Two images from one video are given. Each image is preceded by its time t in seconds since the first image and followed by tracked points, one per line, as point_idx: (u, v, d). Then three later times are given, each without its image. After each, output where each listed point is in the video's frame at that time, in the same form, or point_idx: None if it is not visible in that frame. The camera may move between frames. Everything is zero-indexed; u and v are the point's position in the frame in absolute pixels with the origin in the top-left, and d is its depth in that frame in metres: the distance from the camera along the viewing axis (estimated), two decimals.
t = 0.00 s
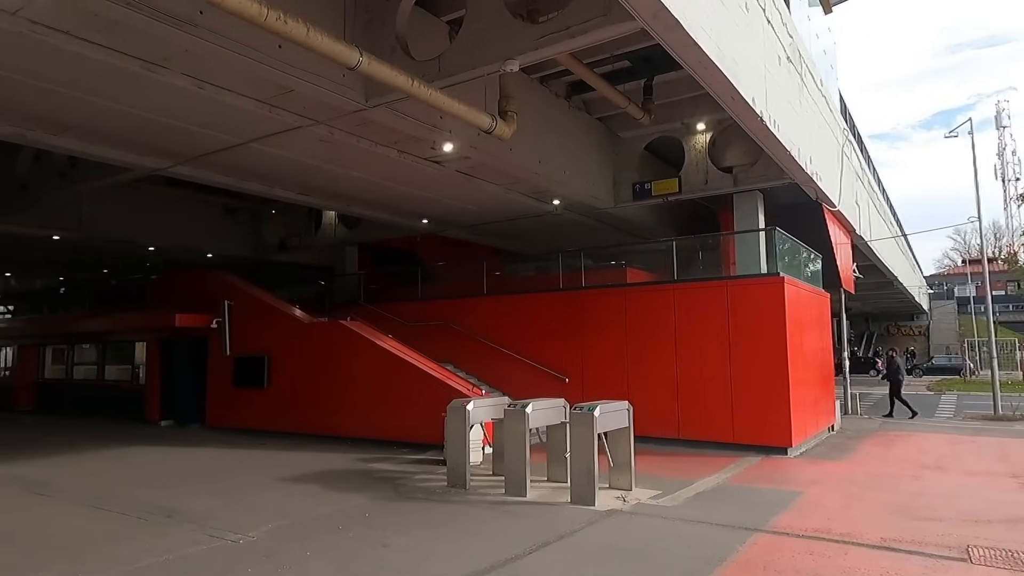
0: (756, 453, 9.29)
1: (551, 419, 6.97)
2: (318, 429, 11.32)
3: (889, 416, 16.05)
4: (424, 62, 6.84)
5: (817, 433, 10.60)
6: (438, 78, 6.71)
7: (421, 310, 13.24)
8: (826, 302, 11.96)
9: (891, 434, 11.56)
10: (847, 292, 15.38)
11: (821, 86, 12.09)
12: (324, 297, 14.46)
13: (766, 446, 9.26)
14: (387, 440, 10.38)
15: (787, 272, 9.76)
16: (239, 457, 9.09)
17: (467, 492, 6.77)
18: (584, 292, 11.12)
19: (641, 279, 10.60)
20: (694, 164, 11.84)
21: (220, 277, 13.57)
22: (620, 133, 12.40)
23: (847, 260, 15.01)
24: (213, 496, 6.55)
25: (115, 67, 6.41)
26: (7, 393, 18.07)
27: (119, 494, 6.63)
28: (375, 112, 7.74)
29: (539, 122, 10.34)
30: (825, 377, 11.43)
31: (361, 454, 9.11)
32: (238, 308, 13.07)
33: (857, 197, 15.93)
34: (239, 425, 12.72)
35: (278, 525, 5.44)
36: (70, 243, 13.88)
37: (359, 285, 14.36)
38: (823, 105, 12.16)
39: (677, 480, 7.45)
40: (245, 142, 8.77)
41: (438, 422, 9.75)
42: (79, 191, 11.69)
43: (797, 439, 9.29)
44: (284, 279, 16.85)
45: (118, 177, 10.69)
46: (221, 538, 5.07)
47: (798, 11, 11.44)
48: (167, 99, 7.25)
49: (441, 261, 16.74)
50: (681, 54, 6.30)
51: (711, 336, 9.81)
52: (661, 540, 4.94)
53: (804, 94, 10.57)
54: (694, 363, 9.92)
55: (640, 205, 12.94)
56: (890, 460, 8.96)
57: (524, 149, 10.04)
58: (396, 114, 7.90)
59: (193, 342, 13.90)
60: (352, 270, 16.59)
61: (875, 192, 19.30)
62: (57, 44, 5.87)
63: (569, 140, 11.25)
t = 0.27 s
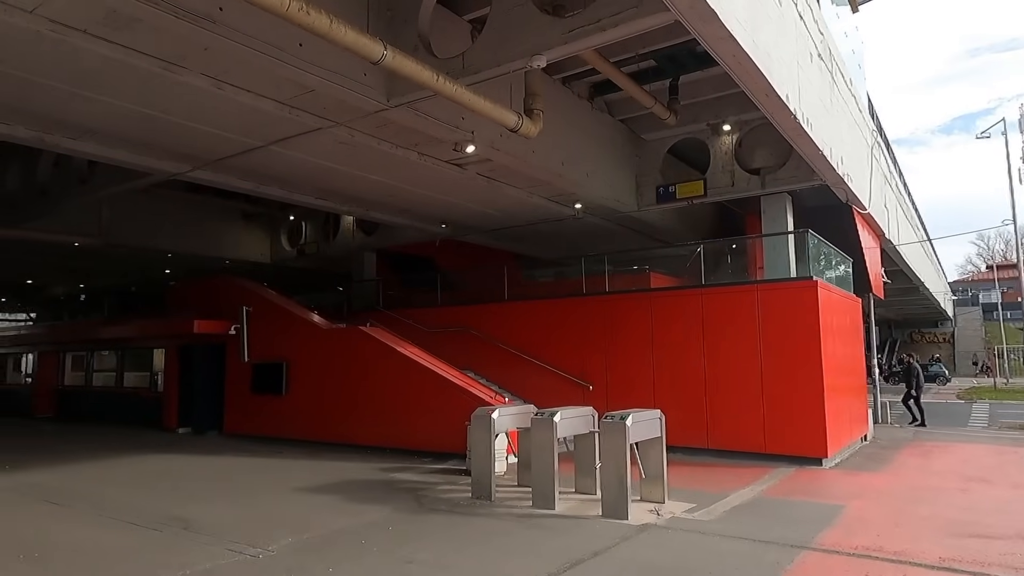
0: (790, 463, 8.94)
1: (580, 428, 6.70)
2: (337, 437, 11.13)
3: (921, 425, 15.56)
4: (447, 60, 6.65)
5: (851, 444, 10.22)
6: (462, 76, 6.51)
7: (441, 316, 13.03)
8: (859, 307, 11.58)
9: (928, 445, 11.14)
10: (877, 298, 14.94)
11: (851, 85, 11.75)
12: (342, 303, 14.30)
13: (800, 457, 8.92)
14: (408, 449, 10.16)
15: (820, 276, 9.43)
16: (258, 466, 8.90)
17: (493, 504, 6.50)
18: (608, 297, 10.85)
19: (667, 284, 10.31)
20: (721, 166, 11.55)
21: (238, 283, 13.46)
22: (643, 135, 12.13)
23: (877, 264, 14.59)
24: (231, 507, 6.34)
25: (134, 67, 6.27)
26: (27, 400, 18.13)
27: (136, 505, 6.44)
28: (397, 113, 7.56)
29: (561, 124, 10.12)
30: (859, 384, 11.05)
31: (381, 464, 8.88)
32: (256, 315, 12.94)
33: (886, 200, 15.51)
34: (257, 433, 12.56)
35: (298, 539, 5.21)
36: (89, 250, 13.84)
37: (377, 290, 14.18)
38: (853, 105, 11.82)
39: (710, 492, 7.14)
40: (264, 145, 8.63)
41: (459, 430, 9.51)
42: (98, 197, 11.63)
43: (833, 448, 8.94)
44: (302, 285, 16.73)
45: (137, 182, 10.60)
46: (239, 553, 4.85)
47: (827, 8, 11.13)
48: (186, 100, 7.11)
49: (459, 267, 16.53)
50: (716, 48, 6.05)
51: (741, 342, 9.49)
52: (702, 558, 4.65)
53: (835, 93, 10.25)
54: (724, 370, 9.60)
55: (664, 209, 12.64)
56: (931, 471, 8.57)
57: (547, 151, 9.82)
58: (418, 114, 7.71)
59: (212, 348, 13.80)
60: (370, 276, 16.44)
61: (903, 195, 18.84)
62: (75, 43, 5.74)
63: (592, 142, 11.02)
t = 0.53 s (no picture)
0: (831, 475, 8.57)
1: (615, 439, 6.43)
2: (361, 445, 10.98)
3: (961, 434, 15.01)
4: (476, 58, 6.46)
5: (892, 454, 9.83)
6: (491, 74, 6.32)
7: (465, 322, 12.82)
8: (898, 312, 11.16)
9: (973, 455, 10.67)
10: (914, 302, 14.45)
11: (888, 82, 11.34)
12: (365, 308, 14.16)
13: (842, 468, 8.57)
14: (434, 458, 9.97)
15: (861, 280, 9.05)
16: (282, 475, 8.75)
17: (525, 518, 6.25)
18: (637, 303, 10.57)
19: (698, 288, 10.00)
20: (753, 167, 11.21)
21: (261, 289, 13.39)
22: (671, 135, 11.83)
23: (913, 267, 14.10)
24: (256, 520, 6.16)
25: (157, 69, 6.16)
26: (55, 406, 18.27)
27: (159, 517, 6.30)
28: (423, 114, 7.38)
29: (588, 125, 9.87)
30: (900, 392, 10.63)
31: (407, 474, 8.68)
32: (279, 321, 12.85)
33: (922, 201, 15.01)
34: (281, 440, 12.46)
35: (326, 556, 5.00)
36: (115, 256, 13.87)
37: (400, 296, 14.02)
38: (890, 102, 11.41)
39: (751, 506, 6.82)
40: (288, 148, 8.50)
41: (486, 439, 9.29)
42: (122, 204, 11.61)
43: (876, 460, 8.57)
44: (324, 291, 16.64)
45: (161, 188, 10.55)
46: (264, 571, 4.66)
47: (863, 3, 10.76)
48: (210, 103, 7.00)
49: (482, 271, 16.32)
50: (758, 41, 5.77)
51: (777, 349, 9.15)
52: None
53: (873, 90, 9.87)
54: (759, 378, 9.26)
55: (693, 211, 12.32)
56: (982, 485, 8.16)
57: (575, 152, 9.58)
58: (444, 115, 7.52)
59: (235, 354, 13.74)
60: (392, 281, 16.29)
61: (938, 196, 18.26)
62: (99, 45, 5.64)
63: (620, 143, 10.75)
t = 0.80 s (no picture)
0: (879, 483, 8.18)
1: (656, 443, 6.15)
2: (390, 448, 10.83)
3: (1009, 439, 14.37)
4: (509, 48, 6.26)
5: (942, 460, 9.39)
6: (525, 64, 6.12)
7: (493, 323, 12.61)
8: (945, 311, 10.68)
9: None
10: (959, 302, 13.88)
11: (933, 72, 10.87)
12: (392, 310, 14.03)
13: (891, 475, 8.17)
14: (464, 462, 9.77)
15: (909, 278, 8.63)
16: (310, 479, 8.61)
17: (562, 526, 6.00)
18: (671, 303, 10.26)
19: (736, 288, 9.65)
20: (791, 162, 10.83)
21: (289, 291, 13.33)
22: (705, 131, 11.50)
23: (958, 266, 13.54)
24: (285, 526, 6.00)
25: (187, 65, 6.06)
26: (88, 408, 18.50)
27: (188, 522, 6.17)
28: (454, 109, 7.21)
29: (621, 120, 9.60)
30: (949, 395, 10.16)
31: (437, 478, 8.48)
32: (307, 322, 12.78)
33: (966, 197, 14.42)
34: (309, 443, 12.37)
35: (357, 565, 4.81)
36: (145, 259, 13.93)
37: (427, 297, 13.86)
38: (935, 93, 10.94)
39: (799, 515, 6.48)
40: (317, 147, 8.38)
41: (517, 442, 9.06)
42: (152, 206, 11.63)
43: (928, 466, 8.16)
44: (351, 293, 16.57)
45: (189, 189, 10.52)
46: None
47: None
48: (239, 100, 6.90)
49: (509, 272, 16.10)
50: (807, 25, 5.48)
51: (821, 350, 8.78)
52: None
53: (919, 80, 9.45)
54: (802, 380, 8.90)
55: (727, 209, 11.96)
56: None
57: (608, 148, 9.33)
58: (475, 110, 7.33)
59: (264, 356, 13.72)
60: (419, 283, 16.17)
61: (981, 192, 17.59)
62: (127, 40, 5.55)
63: (653, 139, 10.46)
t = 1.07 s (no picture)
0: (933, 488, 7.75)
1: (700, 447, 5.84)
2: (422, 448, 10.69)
3: None
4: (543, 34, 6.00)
5: (999, 463, 8.91)
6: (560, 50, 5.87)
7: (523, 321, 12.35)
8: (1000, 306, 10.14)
9: None
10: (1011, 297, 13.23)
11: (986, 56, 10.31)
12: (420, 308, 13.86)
13: (947, 479, 7.77)
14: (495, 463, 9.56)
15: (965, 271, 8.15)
16: (340, 480, 8.46)
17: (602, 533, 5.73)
18: (708, 299, 9.90)
19: (777, 283, 9.26)
20: (834, 153, 10.37)
21: (317, 289, 13.24)
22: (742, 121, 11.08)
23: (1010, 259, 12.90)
24: (315, 531, 5.83)
25: (214, 58, 5.92)
26: (122, 405, 18.72)
27: (218, 525, 6.04)
28: (485, 100, 6.98)
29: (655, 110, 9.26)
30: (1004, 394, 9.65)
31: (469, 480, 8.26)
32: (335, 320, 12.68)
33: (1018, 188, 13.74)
34: (339, 442, 12.27)
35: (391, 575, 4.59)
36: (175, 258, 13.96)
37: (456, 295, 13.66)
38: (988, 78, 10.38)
39: (853, 523, 6.11)
40: (345, 141, 8.21)
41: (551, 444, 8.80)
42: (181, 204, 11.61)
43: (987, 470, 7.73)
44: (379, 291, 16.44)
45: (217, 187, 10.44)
46: None
47: None
48: (267, 94, 6.76)
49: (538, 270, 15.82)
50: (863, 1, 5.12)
51: (870, 348, 8.37)
52: None
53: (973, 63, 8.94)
54: (849, 380, 8.50)
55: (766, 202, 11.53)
56: None
57: (642, 140, 9.00)
58: (507, 101, 7.09)
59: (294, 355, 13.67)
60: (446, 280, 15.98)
61: None
62: (154, 32, 5.42)
63: (688, 130, 10.10)
